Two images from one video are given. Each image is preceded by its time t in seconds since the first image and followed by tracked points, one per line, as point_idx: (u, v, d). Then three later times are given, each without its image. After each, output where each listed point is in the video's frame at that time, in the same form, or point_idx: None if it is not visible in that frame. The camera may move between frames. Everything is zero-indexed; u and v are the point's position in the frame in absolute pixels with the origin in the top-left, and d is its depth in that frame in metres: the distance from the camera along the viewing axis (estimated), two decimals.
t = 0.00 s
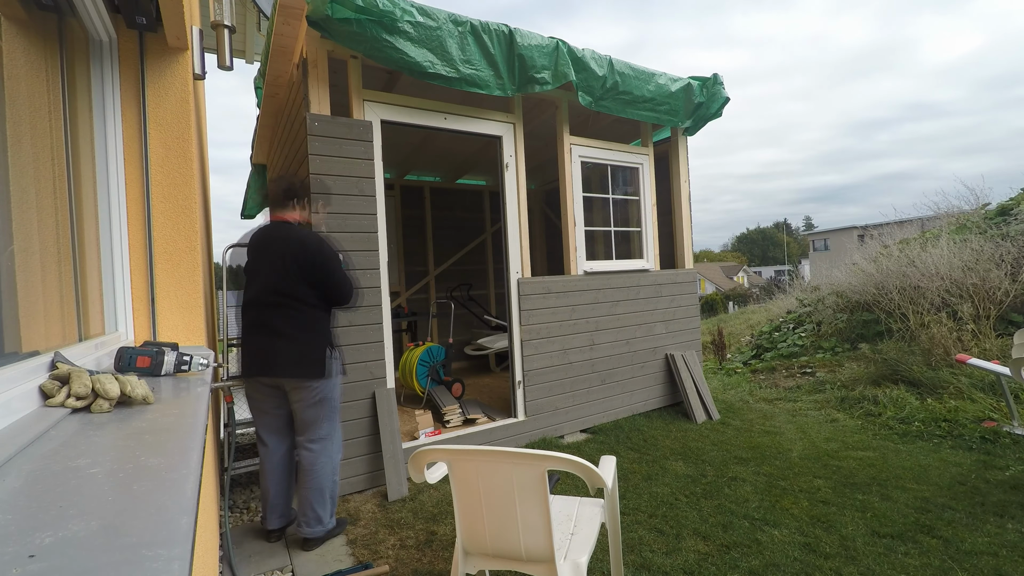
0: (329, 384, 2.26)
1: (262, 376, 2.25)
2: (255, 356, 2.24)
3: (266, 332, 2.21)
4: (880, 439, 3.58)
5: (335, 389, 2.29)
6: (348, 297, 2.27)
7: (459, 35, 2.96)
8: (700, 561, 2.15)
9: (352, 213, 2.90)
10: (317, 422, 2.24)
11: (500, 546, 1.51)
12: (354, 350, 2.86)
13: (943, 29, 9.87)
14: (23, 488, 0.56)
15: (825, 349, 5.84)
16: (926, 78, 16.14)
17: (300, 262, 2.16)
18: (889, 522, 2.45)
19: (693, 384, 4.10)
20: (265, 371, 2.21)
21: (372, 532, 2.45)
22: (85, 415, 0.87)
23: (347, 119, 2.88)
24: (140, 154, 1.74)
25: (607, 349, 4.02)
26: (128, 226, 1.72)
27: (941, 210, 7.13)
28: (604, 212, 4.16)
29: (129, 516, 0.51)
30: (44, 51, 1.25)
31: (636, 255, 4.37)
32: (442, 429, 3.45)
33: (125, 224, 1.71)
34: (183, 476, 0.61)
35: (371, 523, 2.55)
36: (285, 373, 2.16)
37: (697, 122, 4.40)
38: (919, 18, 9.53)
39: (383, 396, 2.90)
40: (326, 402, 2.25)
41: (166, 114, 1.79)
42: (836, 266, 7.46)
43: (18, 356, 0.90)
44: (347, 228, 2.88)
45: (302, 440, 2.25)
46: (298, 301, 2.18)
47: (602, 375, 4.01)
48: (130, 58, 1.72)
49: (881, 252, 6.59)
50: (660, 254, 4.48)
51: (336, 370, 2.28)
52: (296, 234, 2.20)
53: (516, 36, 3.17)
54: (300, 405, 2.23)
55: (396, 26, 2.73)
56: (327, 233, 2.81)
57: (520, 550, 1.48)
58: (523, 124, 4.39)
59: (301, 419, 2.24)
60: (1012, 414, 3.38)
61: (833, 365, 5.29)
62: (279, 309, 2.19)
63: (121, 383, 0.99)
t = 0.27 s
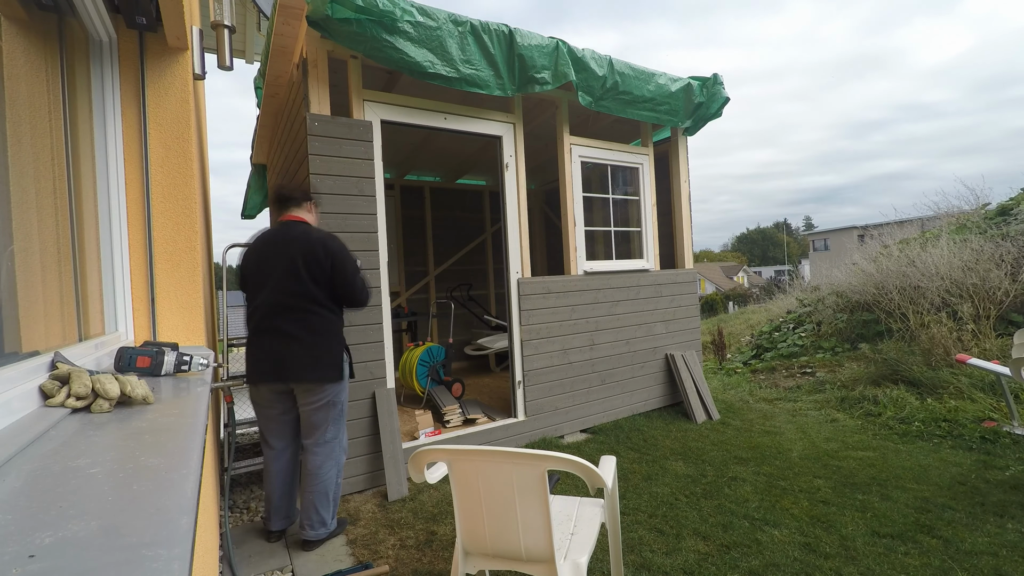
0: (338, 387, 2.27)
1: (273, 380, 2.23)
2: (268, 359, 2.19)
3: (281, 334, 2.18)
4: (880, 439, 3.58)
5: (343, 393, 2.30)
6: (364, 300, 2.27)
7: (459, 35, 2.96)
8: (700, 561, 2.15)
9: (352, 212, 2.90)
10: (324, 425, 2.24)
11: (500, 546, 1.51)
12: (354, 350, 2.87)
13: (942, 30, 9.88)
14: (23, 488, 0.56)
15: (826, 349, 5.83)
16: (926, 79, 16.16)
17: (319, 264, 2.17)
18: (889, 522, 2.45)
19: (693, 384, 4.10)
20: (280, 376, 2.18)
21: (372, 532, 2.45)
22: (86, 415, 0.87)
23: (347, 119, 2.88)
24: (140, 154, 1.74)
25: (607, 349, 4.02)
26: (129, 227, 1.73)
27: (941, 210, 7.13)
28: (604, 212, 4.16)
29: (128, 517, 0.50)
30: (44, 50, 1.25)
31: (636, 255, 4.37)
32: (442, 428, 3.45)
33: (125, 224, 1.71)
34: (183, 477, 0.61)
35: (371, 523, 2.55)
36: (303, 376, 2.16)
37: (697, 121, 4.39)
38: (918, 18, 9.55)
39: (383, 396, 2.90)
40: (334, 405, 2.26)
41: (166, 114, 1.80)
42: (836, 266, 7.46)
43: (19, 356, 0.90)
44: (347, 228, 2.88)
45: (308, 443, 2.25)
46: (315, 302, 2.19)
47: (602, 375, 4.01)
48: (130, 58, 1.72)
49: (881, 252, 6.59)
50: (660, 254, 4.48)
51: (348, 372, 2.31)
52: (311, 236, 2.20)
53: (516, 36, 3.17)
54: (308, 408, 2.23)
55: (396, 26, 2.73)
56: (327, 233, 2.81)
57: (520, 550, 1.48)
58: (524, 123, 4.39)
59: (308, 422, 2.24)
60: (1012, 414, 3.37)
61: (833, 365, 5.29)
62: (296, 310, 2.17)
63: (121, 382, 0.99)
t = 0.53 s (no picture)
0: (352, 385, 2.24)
1: (288, 385, 2.17)
2: (276, 364, 2.12)
3: (289, 336, 2.13)
4: (880, 439, 3.58)
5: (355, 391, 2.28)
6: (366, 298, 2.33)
7: (459, 35, 2.96)
8: (700, 561, 2.15)
9: (351, 213, 2.89)
10: (344, 427, 2.21)
11: (500, 546, 1.51)
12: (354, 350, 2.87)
13: (942, 31, 9.89)
14: (24, 488, 0.56)
15: (826, 349, 5.83)
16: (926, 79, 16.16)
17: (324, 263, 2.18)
18: (889, 522, 2.45)
19: (693, 385, 4.10)
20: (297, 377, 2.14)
21: (372, 532, 2.45)
22: (86, 415, 0.87)
23: (347, 119, 2.88)
24: (140, 153, 1.74)
25: (607, 350, 4.02)
26: (129, 226, 1.72)
27: (942, 210, 7.13)
28: (604, 212, 4.16)
29: (130, 516, 0.50)
30: (44, 51, 1.25)
31: (636, 255, 4.37)
32: (442, 429, 3.46)
33: (126, 224, 1.71)
34: (184, 477, 0.61)
35: (371, 523, 2.55)
36: (321, 373, 2.11)
37: (697, 122, 4.41)
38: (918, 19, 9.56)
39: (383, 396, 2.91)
40: (351, 405, 2.24)
41: (165, 114, 1.80)
42: (836, 266, 7.46)
43: (19, 356, 0.91)
44: (347, 228, 2.88)
45: (329, 447, 2.20)
46: (325, 297, 2.17)
47: (602, 375, 4.01)
48: (130, 58, 1.72)
49: (881, 252, 6.59)
50: (660, 254, 4.48)
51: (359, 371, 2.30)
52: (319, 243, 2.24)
53: (516, 36, 3.17)
54: (327, 412, 2.18)
55: (396, 26, 2.73)
56: (327, 234, 2.81)
57: (520, 550, 1.48)
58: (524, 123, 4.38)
59: (327, 426, 2.19)
60: (1012, 414, 3.37)
61: (833, 365, 5.29)
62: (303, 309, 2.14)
63: (121, 382, 0.99)
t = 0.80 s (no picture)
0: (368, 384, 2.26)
1: (306, 389, 2.14)
2: (296, 368, 2.10)
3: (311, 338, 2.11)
4: (880, 439, 3.58)
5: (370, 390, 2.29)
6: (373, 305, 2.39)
7: (460, 35, 2.96)
8: (700, 561, 2.15)
9: (352, 213, 2.89)
10: (359, 427, 2.23)
11: (500, 546, 1.51)
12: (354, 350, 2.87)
13: (942, 32, 9.91)
14: (24, 488, 0.56)
15: (826, 349, 5.83)
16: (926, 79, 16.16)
17: (337, 265, 2.17)
18: (889, 522, 2.45)
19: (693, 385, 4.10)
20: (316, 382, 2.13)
21: (373, 532, 2.45)
22: (85, 415, 0.87)
23: (347, 120, 2.88)
24: (140, 154, 1.74)
25: (608, 350, 4.02)
26: (129, 226, 1.72)
27: (942, 210, 7.14)
28: (604, 212, 4.16)
29: (130, 517, 0.50)
30: (44, 52, 1.25)
31: (636, 255, 4.37)
32: (442, 428, 3.45)
33: (126, 224, 1.71)
34: (184, 477, 0.61)
35: (372, 523, 2.55)
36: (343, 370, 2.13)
37: (697, 121, 4.41)
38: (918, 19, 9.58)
39: (383, 397, 2.91)
40: (367, 406, 2.26)
41: (165, 115, 1.79)
42: (836, 266, 7.46)
43: (19, 356, 0.91)
44: (347, 228, 2.88)
45: (344, 449, 2.21)
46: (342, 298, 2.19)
47: (602, 375, 4.01)
48: (130, 58, 1.72)
49: (881, 252, 6.59)
50: (660, 254, 4.48)
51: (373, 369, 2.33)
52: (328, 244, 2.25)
53: (516, 36, 3.17)
54: (343, 413, 2.18)
55: (397, 26, 2.73)
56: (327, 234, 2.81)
57: (520, 550, 1.48)
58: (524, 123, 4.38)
59: (341, 427, 2.19)
60: (1012, 414, 3.37)
61: (833, 365, 5.29)
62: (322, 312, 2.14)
63: (121, 383, 0.99)
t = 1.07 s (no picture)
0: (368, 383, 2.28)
1: (312, 384, 2.12)
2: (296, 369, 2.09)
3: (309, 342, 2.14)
4: (880, 439, 3.58)
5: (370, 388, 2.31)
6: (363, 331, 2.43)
7: (459, 35, 2.96)
8: (700, 561, 2.15)
9: (352, 213, 2.89)
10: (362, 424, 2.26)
11: (500, 546, 1.51)
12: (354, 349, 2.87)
13: (941, 33, 9.93)
14: (24, 488, 0.56)
15: (826, 349, 5.83)
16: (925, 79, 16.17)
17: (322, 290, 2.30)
18: (890, 522, 2.45)
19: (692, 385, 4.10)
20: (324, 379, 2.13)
21: (373, 532, 2.45)
22: (86, 415, 0.87)
23: (347, 119, 2.88)
24: (140, 154, 1.74)
25: (608, 350, 4.02)
26: (128, 225, 1.72)
27: (941, 210, 7.13)
28: (604, 212, 4.16)
29: (127, 517, 0.50)
30: (44, 52, 1.25)
31: (636, 255, 4.37)
32: (442, 429, 3.45)
33: (125, 223, 1.71)
34: (184, 477, 0.61)
35: (371, 523, 2.55)
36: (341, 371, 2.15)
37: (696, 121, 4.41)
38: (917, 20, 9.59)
39: (383, 397, 2.91)
40: (367, 403, 2.28)
41: (165, 114, 1.79)
42: (836, 266, 7.45)
43: (19, 356, 0.91)
44: (346, 227, 2.88)
45: (350, 444, 2.23)
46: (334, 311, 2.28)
47: (602, 375, 4.01)
48: (130, 59, 1.72)
49: (881, 252, 6.58)
50: (660, 254, 4.48)
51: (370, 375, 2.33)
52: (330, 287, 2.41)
53: (516, 36, 3.17)
54: (349, 411, 2.20)
55: (396, 26, 2.73)
56: (327, 233, 2.81)
57: (520, 550, 1.48)
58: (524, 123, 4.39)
59: (345, 424, 2.21)
60: (1012, 414, 3.37)
61: (833, 365, 5.30)
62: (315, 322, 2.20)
63: (121, 382, 0.99)
